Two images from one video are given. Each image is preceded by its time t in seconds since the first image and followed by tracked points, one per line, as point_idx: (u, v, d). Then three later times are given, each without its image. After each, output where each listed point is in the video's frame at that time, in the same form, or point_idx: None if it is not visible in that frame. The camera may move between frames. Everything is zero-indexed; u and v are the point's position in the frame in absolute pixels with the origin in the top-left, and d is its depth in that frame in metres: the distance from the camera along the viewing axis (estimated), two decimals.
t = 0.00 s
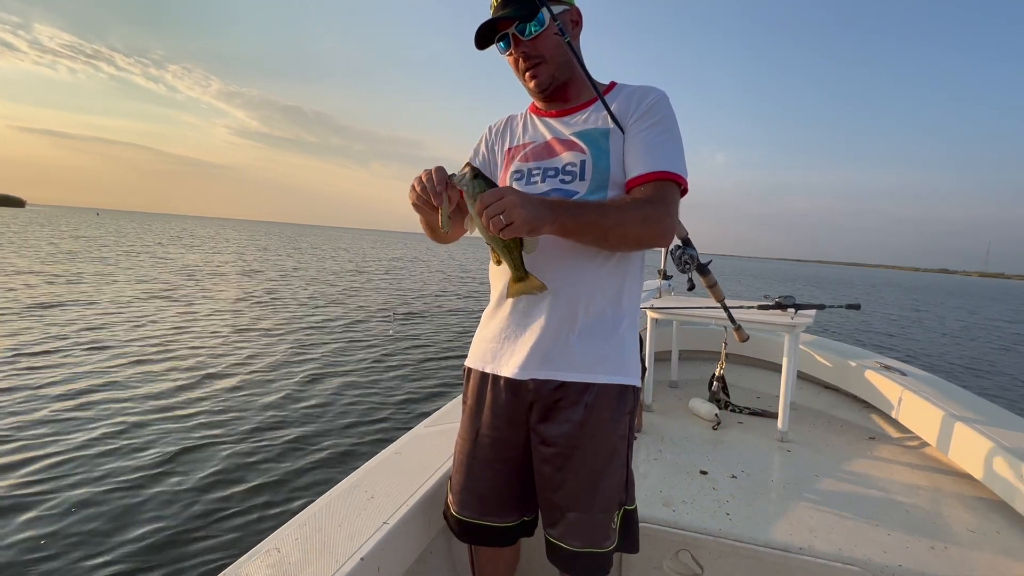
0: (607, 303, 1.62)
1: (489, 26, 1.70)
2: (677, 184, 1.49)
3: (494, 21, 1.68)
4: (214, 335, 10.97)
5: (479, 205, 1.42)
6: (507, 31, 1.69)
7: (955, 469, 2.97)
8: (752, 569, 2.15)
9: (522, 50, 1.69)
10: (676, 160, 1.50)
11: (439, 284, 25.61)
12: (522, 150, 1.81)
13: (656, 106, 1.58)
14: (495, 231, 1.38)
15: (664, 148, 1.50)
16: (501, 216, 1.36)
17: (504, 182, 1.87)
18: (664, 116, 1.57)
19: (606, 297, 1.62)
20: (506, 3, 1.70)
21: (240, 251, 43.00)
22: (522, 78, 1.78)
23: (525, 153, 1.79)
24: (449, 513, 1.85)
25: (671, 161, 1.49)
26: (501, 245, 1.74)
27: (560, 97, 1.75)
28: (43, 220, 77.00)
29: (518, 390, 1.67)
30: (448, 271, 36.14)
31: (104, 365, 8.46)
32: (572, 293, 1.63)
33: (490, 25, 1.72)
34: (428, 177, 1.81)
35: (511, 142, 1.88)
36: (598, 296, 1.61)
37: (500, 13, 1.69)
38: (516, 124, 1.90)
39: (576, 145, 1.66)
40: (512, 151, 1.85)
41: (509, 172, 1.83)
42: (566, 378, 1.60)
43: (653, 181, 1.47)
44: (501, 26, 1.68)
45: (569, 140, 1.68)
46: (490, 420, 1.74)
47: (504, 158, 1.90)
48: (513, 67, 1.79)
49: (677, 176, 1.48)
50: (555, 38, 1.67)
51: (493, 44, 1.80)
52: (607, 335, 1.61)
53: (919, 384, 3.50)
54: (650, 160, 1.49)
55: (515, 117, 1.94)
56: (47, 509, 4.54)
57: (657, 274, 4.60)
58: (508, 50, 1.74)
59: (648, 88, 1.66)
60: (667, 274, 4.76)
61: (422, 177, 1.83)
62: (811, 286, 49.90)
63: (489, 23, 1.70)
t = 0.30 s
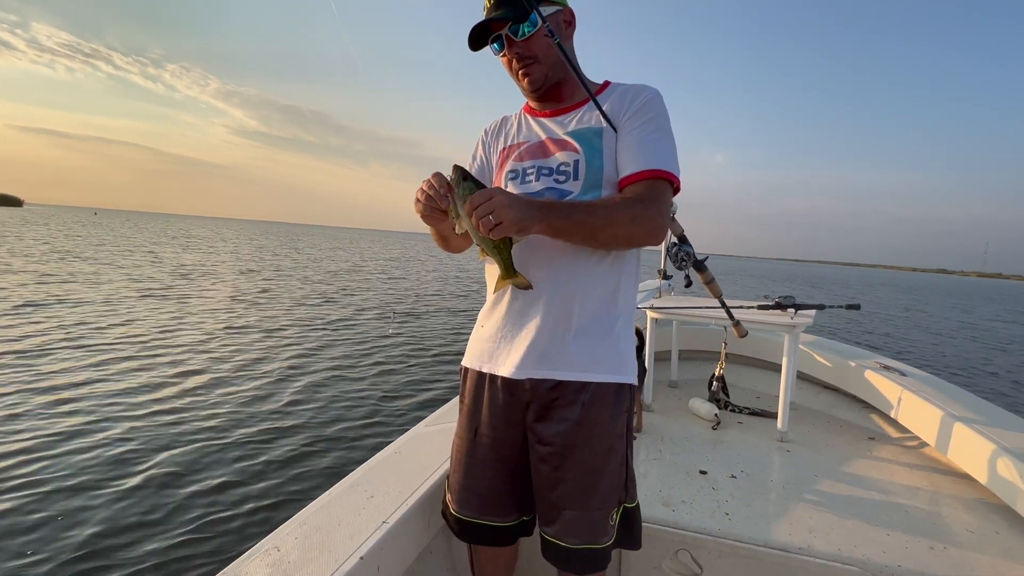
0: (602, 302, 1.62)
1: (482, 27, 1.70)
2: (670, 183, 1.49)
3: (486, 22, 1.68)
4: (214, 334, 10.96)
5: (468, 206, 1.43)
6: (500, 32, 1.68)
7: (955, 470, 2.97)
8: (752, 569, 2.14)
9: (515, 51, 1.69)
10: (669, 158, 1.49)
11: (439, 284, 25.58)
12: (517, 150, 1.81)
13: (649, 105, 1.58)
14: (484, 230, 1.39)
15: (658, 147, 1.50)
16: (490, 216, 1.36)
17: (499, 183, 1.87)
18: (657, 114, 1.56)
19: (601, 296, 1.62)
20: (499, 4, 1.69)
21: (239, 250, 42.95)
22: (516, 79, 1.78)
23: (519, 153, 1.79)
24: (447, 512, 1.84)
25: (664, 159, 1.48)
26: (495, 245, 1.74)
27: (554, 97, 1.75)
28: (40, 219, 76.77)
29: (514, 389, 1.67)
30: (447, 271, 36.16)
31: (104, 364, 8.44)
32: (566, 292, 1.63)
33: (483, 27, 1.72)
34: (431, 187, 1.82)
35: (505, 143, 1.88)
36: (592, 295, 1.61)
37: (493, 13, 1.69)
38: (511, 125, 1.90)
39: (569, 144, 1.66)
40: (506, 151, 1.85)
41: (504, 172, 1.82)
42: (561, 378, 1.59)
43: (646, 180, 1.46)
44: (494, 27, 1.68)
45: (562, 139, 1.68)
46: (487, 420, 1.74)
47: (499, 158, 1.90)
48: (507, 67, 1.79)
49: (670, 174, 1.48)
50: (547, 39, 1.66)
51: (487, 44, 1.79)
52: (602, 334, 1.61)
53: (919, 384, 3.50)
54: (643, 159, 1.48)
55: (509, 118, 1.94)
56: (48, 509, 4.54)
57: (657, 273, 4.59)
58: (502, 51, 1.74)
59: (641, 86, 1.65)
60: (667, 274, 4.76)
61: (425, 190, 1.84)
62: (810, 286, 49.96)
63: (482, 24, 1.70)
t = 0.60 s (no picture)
0: (598, 302, 1.62)
1: (478, 27, 1.69)
2: (665, 182, 1.48)
3: (482, 21, 1.67)
4: (213, 335, 10.95)
5: (464, 212, 1.44)
6: (496, 31, 1.68)
7: (955, 470, 2.97)
8: (752, 569, 2.14)
9: (511, 50, 1.68)
10: (664, 157, 1.49)
11: (439, 284, 25.58)
12: (513, 150, 1.80)
13: (645, 104, 1.58)
14: (484, 232, 1.38)
15: (653, 146, 1.50)
16: (487, 215, 1.37)
17: (494, 184, 1.87)
18: (653, 113, 1.56)
19: (598, 296, 1.62)
20: (495, 3, 1.69)
21: (237, 250, 42.85)
22: (512, 78, 1.78)
23: (516, 153, 1.78)
24: (443, 512, 1.84)
25: (660, 158, 1.48)
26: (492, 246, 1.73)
27: (551, 97, 1.74)
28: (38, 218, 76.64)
29: (510, 389, 1.67)
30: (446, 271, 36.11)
31: (103, 365, 8.42)
32: (562, 291, 1.63)
33: (479, 26, 1.71)
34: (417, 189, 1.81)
35: (501, 143, 1.87)
36: (589, 295, 1.61)
37: (489, 13, 1.68)
38: (507, 125, 1.90)
39: (565, 144, 1.65)
40: (502, 151, 1.85)
41: (500, 172, 1.82)
42: (558, 378, 1.59)
43: (642, 179, 1.46)
44: (490, 26, 1.68)
45: (558, 139, 1.67)
46: (482, 420, 1.74)
47: (495, 158, 1.89)
48: (503, 66, 1.78)
49: (666, 173, 1.47)
50: (544, 37, 1.66)
51: (483, 44, 1.79)
52: (598, 334, 1.60)
53: (919, 384, 3.50)
54: (639, 158, 1.48)
55: (505, 118, 1.93)
56: (47, 510, 4.53)
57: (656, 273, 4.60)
58: (498, 50, 1.74)
59: (638, 85, 1.65)
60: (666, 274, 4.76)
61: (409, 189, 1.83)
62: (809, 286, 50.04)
63: (478, 23, 1.70)
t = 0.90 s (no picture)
0: (595, 303, 1.61)
1: (474, 27, 1.69)
2: (661, 182, 1.48)
3: (479, 21, 1.67)
4: (213, 335, 10.94)
5: (460, 214, 1.45)
6: (492, 31, 1.68)
7: (955, 470, 2.97)
8: (752, 569, 2.15)
9: (507, 50, 1.68)
10: (661, 157, 1.49)
11: (438, 284, 25.54)
12: (509, 150, 1.80)
13: (641, 105, 1.58)
14: (479, 228, 1.38)
15: (650, 146, 1.50)
16: (481, 211, 1.38)
17: (491, 184, 1.87)
18: (650, 113, 1.56)
19: (595, 296, 1.62)
20: (492, 3, 1.69)
21: (237, 250, 42.76)
22: (508, 78, 1.77)
23: (512, 153, 1.78)
24: (441, 513, 1.84)
25: (657, 158, 1.48)
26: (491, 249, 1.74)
27: (547, 97, 1.74)
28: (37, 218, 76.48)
29: (507, 390, 1.67)
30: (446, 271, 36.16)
31: (103, 365, 8.42)
32: (559, 292, 1.63)
33: (475, 26, 1.71)
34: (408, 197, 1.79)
35: (498, 143, 1.87)
36: (587, 295, 1.61)
37: (486, 13, 1.68)
38: (503, 124, 1.89)
39: (561, 144, 1.65)
40: (498, 151, 1.85)
41: (497, 172, 1.82)
42: (556, 378, 1.59)
43: (637, 179, 1.46)
44: (486, 26, 1.68)
45: (555, 139, 1.67)
46: (480, 421, 1.73)
47: (491, 158, 1.89)
48: (499, 67, 1.78)
49: (661, 173, 1.47)
50: (540, 38, 1.66)
51: (479, 43, 1.79)
52: (596, 334, 1.60)
53: (918, 384, 3.51)
54: (636, 158, 1.48)
55: (502, 118, 1.93)
56: (48, 512, 4.53)
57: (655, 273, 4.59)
58: (494, 50, 1.73)
59: (634, 86, 1.65)
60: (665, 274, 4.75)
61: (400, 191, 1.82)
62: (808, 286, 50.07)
63: (474, 23, 1.69)
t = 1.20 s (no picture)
0: (593, 302, 1.61)
1: (472, 28, 1.68)
2: (659, 183, 1.48)
3: (476, 22, 1.66)
4: (212, 335, 10.91)
5: (457, 213, 1.46)
6: (490, 33, 1.67)
7: (955, 470, 2.97)
8: (752, 570, 2.15)
9: (505, 52, 1.68)
10: (659, 158, 1.49)
11: (438, 283, 25.52)
12: (508, 152, 1.80)
13: (639, 105, 1.57)
14: (476, 228, 1.39)
15: (648, 146, 1.49)
16: (478, 212, 1.39)
17: (489, 184, 1.86)
18: (647, 114, 1.56)
19: (593, 296, 1.61)
20: (489, 4, 1.68)
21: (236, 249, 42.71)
22: (506, 79, 1.77)
23: (511, 154, 1.78)
24: (440, 515, 1.83)
25: (654, 159, 1.47)
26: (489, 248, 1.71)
27: (544, 98, 1.74)
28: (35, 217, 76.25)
29: (506, 391, 1.66)
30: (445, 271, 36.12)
31: (103, 365, 8.40)
32: (558, 292, 1.63)
33: (471, 28, 1.70)
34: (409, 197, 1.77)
35: (496, 144, 1.87)
36: (585, 295, 1.61)
37: (483, 14, 1.67)
38: (502, 125, 1.89)
39: (559, 145, 1.65)
40: (496, 152, 1.84)
41: (495, 173, 1.81)
42: (556, 379, 1.58)
43: (635, 180, 1.45)
44: (483, 28, 1.67)
45: (552, 140, 1.67)
46: (479, 422, 1.73)
47: (489, 159, 1.89)
48: (497, 67, 1.77)
49: (660, 174, 1.47)
50: (537, 39, 1.65)
51: (477, 44, 1.78)
52: (595, 334, 1.60)
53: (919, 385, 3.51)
54: (634, 158, 1.47)
55: (500, 118, 1.92)
56: (48, 513, 4.51)
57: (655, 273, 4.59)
58: (491, 51, 1.72)
59: (632, 86, 1.65)
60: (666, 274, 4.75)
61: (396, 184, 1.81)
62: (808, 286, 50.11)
63: (470, 25, 1.68)
